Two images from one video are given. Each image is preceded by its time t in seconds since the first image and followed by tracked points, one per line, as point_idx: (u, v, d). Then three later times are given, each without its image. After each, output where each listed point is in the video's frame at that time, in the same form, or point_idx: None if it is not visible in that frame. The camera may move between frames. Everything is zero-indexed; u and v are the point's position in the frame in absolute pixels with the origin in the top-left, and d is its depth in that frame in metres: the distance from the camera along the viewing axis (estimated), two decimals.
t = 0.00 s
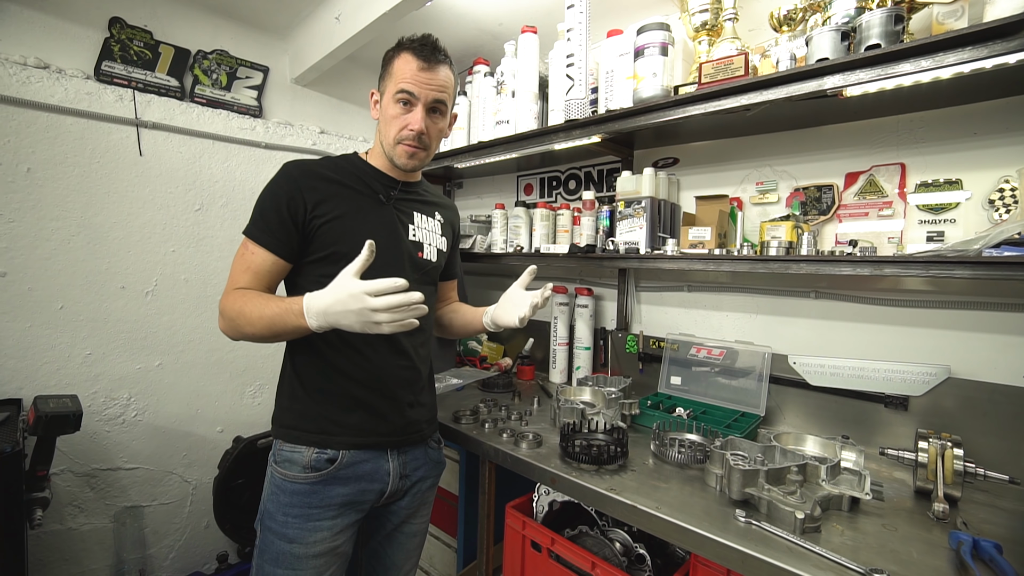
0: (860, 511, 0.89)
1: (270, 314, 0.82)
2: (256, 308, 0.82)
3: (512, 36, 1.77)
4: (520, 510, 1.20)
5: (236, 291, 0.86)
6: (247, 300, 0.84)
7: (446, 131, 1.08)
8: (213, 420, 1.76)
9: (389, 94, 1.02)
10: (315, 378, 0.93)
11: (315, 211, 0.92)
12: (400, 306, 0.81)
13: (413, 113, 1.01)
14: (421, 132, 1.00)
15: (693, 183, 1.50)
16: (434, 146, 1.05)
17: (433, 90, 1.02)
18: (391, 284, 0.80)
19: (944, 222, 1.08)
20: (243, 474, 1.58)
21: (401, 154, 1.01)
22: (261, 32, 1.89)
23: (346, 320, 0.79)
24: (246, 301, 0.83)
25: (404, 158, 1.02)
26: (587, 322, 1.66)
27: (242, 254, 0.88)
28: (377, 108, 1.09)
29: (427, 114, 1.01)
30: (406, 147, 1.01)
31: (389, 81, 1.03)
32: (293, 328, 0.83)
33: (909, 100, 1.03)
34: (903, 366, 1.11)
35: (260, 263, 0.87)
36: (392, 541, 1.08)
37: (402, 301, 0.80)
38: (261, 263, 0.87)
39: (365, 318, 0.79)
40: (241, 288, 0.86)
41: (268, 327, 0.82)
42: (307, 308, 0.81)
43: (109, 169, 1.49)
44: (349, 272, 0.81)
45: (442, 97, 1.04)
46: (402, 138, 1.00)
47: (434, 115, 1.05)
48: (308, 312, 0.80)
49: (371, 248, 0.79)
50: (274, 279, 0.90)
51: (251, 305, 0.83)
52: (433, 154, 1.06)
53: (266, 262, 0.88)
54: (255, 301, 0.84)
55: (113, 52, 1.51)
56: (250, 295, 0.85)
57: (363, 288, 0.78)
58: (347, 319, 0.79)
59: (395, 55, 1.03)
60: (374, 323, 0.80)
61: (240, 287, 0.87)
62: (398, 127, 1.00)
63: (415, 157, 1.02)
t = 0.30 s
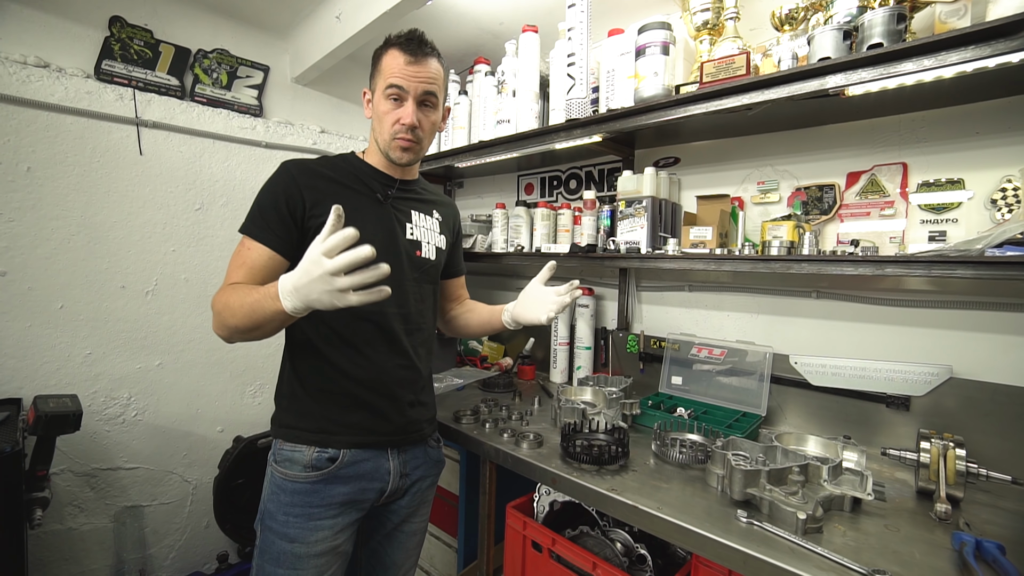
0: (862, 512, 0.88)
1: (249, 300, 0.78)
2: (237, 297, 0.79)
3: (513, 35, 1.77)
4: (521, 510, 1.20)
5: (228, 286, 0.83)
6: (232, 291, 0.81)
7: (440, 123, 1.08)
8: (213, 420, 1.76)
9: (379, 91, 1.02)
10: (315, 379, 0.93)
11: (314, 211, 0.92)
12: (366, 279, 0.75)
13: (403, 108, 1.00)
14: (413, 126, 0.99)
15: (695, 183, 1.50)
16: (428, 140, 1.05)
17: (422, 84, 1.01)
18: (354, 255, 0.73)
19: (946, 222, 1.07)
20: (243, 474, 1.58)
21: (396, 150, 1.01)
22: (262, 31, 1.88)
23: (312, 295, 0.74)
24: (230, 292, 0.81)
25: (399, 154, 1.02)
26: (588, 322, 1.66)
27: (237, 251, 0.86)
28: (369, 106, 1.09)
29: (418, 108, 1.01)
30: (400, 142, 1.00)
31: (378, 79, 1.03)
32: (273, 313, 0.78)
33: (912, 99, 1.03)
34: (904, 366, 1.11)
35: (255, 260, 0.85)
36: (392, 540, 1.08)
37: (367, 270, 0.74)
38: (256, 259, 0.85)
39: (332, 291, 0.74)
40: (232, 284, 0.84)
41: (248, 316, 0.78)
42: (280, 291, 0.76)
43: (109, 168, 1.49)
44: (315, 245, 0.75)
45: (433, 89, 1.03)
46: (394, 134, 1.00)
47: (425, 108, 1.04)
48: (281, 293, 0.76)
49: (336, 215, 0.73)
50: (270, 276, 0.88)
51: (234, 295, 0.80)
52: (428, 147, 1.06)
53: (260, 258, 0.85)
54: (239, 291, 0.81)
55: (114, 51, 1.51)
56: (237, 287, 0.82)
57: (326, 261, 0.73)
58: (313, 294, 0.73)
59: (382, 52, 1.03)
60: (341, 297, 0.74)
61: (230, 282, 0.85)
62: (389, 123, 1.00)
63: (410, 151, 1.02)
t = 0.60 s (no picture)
0: (868, 513, 0.88)
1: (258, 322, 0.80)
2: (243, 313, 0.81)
3: (515, 35, 1.76)
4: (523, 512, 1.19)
5: (231, 293, 0.84)
6: (238, 304, 0.82)
7: (441, 124, 1.08)
8: (215, 420, 1.76)
9: (381, 91, 1.02)
10: (318, 380, 0.92)
11: (316, 212, 0.92)
12: (376, 333, 0.76)
13: (406, 108, 1.00)
14: (415, 126, 0.99)
15: (697, 183, 1.50)
16: (429, 140, 1.05)
17: (425, 84, 1.01)
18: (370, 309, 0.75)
19: (950, 222, 1.07)
20: (245, 474, 1.58)
21: (397, 150, 1.01)
22: (264, 31, 1.88)
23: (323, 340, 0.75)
24: (236, 306, 0.82)
25: (400, 153, 1.02)
26: (590, 322, 1.65)
27: (240, 255, 0.87)
28: (371, 106, 1.09)
29: (420, 108, 1.01)
30: (401, 143, 1.00)
31: (380, 78, 1.03)
32: (280, 341, 0.80)
33: (916, 99, 1.02)
34: (907, 367, 1.11)
35: (259, 269, 0.86)
36: (394, 540, 1.07)
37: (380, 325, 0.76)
38: (259, 265, 0.86)
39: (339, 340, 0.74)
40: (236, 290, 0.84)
41: (255, 336, 0.80)
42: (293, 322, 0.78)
43: (111, 167, 1.49)
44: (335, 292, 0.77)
45: (435, 89, 1.03)
46: (396, 134, 1.00)
47: (427, 109, 1.04)
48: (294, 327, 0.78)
49: (361, 269, 0.75)
50: (270, 283, 0.89)
51: (241, 311, 0.81)
52: (429, 147, 1.06)
53: (264, 265, 0.86)
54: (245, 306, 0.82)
55: (116, 50, 1.51)
56: (243, 299, 0.83)
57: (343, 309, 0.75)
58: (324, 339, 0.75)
59: (385, 51, 1.02)
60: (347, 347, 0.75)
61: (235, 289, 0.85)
62: (391, 122, 1.00)
63: (411, 152, 1.02)
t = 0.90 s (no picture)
0: (869, 516, 0.88)
1: (250, 285, 0.74)
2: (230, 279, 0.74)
3: (515, 37, 1.76)
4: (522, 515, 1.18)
5: (208, 267, 0.76)
6: (221, 274, 0.75)
7: (443, 130, 1.08)
8: (211, 422, 1.74)
9: (388, 91, 1.02)
10: (318, 382, 0.91)
11: (315, 210, 0.91)
12: (413, 272, 0.80)
13: (412, 109, 1.01)
14: (420, 127, 0.99)
15: (697, 185, 1.50)
16: (432, 144, 1.05)
17: (432, 88, 1.02)
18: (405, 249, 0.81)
19: (949, 225, 1.07)
20: (242, 477, 1.56)
21: (399, 149, 1.00)
22: (262, 31, 1.88)
23: (353, 284, 0.75)
24: (219, 276, 0.74)
25: (402, 153, 1.01)
26: (589, 325, 1.65)
27: (220, 233, 0.81)
28: (375, 106, 1.08)
29: (426, 110, 1.01)
30: (404, 142, 1.00)
31: (388, 78, 1.03)
32: (275, 304, 0.75)
33: (915, 102, 1.03)
34: (907, 369, 1.11)
35: (241, 250, 0.81)
36: (392, 543, 1.06)
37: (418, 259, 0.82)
38: (243, 245, 0.80)
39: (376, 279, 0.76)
40: (214, 267, 0.77)
41: (244, 300, 0.73)
42: (305, 279, 0.75)
43: (107, 168, 1.48)
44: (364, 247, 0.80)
45: (441, 95, 1.04)
46: (400, 133, 0.99)
47: (432, 112, 1.05)
48: (308, 281, 0.75)
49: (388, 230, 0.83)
50: (247, 266, 0.83)
51: (224, 278, 0.74)
52: (430, 151, 1.06)
53: (246, 245, 0.81)
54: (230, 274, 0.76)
55: (113, 50, 1.50)
56: (225, 271, 0.76)
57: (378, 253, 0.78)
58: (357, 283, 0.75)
59: (394, 54, 1.03)
60: (386, 289, 0.77)
61: (211, 264, 0.78)
62: (396, 122, 1.00)
63: (413, 153, 1.02)
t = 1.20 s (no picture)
0: (870, 518, 0.88)
1: (281, 316, 0.76)
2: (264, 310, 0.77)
3: (513, 38, 1.76)
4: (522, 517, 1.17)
5: (243, 297, 0.80)
6: (255, 304, 0.78)
7: (444, 132, 1.08)
8: (208, 425, 1.73)
9: (389, 93, 1.01)
10: (318, 384, 0.90)
11: (319, 212, 0.90)
12: (423, 299, 0.77)
13: (413, 111, 1.00)
14: (422, 129, 0.99)
15: (696, 186, 1.50)
16: (432, 146, 1.04)
17: (435, 90, 1.02)
18: (414, 276, 0.77)
19: (948, 226, 1.08)
20: (239, 480, 1.55)
21: (400, 150, 1.00)
22: (259, 31, 1.87)
23: (362, 310, 0.74)
24: (254, 307, 0.78)
25: (403, 155, 1.01)
26: (588, 326, 1.65)
27: (244, 258, 0.83)
28: (375, 109, 1.08)
29: (428, 113, 1.01)
30: (406, 144, 0.99)
31: (390, 81, 1.03)
32: (308, 330, 0.77)
33: (915, 103, 1.03)
34: (906, 370, 1.11)
35: (267, 267, 0.83)
36: (390, 544, 1.05)
37: (430, 291, 0.78)
38: (268, 266, 0.82)
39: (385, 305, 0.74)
40: (249, 295, 0.80)
41: (279, 330, 0.76)
42: (325, 304, 0.76)
43: (103, 168, 1.46)
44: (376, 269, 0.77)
45: (443, 99, 1.04)
46: (401, 135, 0.99)
47: (433, 115, 1.04)
48: (327, 307, 0.75)
49: (392, 243, 0.76)
50: (280, 283, 0.85)
51: (258, 309, 0.77)
52: (430, 153, 1.05)
53: (272, 264, 0.83)
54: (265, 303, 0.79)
55: (108, 50, 1.49)
56: (259, 299, 0.79)
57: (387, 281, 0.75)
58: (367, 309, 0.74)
59: (397, 57, 1.03)
60: (394, 318, 0.75)
61: (246, 293, 0.81)
62: (398, 124, 0.99)
63: (414, 155, 1.01)
